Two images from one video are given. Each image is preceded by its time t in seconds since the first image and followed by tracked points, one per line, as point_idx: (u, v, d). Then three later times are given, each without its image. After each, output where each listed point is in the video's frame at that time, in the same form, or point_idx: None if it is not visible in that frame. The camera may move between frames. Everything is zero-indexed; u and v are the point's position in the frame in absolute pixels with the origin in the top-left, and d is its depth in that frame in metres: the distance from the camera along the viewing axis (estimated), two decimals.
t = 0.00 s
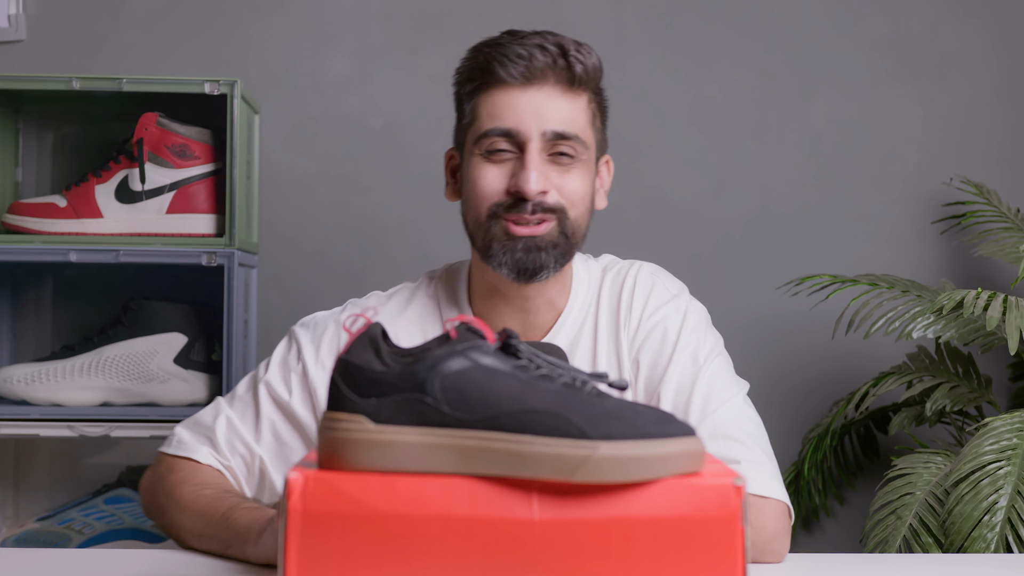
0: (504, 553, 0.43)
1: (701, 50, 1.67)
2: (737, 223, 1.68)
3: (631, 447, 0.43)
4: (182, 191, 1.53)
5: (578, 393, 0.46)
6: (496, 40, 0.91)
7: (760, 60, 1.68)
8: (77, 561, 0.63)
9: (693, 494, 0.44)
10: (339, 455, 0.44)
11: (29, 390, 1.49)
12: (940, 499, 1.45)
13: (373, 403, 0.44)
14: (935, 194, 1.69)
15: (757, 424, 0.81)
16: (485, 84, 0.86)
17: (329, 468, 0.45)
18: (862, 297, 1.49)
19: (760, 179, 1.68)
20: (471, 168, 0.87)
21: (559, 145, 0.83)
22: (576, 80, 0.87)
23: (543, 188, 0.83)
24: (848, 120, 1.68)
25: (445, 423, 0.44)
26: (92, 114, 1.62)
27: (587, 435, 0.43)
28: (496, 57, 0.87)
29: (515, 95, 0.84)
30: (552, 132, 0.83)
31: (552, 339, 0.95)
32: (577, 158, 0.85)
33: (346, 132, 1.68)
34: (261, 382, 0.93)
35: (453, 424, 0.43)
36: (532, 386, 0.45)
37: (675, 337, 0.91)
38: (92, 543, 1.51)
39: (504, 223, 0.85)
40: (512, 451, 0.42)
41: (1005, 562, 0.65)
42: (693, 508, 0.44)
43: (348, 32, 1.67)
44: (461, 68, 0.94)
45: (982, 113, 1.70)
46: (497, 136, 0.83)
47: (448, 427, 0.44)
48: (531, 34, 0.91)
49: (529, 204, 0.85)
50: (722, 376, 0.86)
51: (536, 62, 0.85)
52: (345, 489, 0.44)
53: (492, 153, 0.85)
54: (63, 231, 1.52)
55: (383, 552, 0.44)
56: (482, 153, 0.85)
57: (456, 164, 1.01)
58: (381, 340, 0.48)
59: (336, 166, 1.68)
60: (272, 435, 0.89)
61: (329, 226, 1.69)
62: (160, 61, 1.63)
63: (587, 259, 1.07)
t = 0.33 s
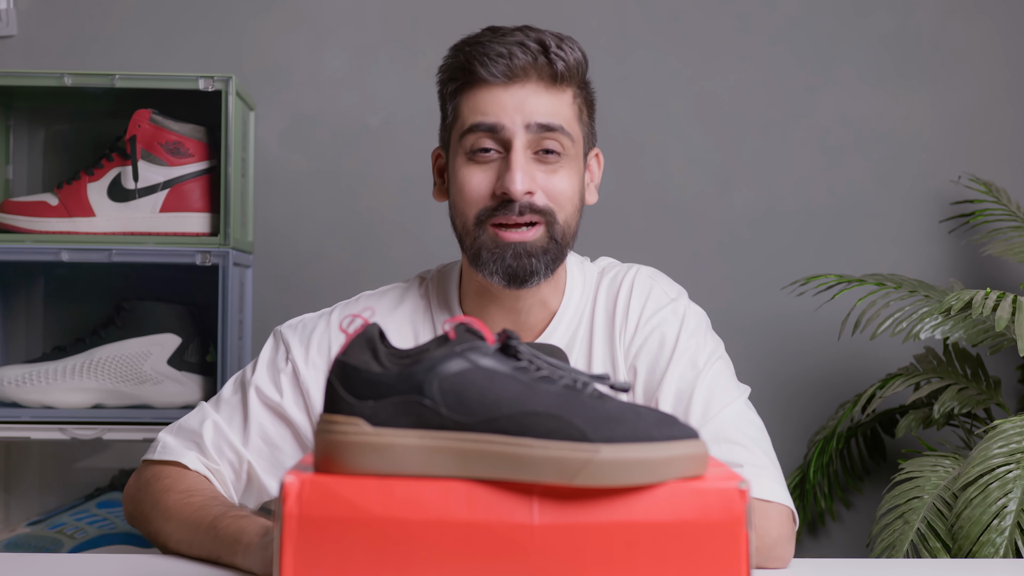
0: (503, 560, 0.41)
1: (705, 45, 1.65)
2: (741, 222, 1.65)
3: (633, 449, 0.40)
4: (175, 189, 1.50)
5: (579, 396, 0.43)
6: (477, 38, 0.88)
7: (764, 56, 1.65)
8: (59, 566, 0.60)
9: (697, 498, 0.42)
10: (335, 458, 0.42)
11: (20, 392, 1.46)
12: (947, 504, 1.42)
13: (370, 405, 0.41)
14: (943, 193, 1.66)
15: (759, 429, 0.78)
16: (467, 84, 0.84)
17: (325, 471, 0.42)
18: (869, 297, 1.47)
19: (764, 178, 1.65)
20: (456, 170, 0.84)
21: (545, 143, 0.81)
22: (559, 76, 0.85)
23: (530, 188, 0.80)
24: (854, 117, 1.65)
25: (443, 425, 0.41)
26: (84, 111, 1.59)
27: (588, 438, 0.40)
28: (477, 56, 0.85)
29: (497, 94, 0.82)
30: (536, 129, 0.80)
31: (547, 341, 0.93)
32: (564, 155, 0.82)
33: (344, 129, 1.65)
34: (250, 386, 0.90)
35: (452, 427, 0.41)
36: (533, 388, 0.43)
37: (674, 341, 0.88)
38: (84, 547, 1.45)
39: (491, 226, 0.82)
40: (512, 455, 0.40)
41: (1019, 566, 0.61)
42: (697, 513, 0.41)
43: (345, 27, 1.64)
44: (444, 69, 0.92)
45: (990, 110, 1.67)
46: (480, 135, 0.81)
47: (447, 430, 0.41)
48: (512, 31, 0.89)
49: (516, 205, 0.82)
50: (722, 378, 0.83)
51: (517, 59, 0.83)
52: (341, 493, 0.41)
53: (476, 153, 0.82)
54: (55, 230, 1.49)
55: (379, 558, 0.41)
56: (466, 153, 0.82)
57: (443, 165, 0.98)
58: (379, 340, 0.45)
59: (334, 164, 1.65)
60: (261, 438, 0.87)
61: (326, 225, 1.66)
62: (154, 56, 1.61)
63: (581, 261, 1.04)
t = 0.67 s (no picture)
0: (503, 566, 0.39)
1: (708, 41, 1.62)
2: (745, 221, 1.62)
3: (635, 453, 0.39)
4: (170, 188, 1.48)
5: (580, 397, 0.41)
6: (484, 34, 0.86)
7: (768, 52, 1.62)
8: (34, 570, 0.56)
9: (700, 502, 0.40)
10: (331, 460, 0.40)
11: (10, 394, 1.44)
12: (956, 508, 1.40)
13: (368, 408, 0.39)
14: (952, 190, 1.64)
15: (767, 437, 0.75)
16: (472, 81, 0.81)
17: (321, 474, 0.41)
18: (875, 297, 1.44)
19: (768, 176, 1.62)
20: (460, 169, 0.81)
21: (552, 143, 0.78)
22: (567, 74, 0.82)
23: (536, 189, 0.78)
24: (860, 114, 1.63)
25: (442, 428, 0.39)
26: (76, 107, 1.56)
27: (589, 441, 0.39)
28: (484, 53, 0.82)
29: (504, 92, 0.79)
30: (543, 129, 0.77)
31: (550, 343, 0.90)
32: (571, 155, 0.80)
33: (342, 127, 1.62)
34: (249, 387, 0.87)
35: (452, 430, 0.39)
36: (533, 389, 0.41)
37: (681, 342, 0.85)
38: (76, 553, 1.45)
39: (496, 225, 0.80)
40: (512, 458, 0.38)
41: None
42: (700, 517, 0.40)
43: (342, 23, 1.61)
44: (449, 64, 0.89)
45: (998, 106, 1.65)
46: (485, 134, 0.78)
47: (446, 432, 0.39)
48: (520, 27, 0.86)
49: (522, 205, 0.79)
50: (728, 382, 0.81)
51: (523, 57, 0.80)
52: (338, 496, 0.40)
53: (482, 152, 0.79)
54: (47, 229, 1.47)
55: (376, 564, 0.40)
56: (471, 152, 0.79)
57: (447, 160, 0.96)
58: (376, 341, 0.43)
59: (331, 162, 1.62)
60: (260, 440, 0.84)
61: (323, 225, 1.63)
62: (147, 52, 1.58)
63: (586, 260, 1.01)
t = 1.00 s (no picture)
0: (507, 515, 0.54)
1: (677, 80, 1.92)
2: (707, 231, 1.92)
3: (617, 426, 0.53)
4: (226, 205, 1.76)
5: (570, 381, 0.56)
6: (513, 88, 1.10)
7: (727, 89, 1.92)
8: (132, 526, 0.75)
9: (670, 467, 0.55)
10: (362, 433, 0.55)
11: (93, 376, 1.71)
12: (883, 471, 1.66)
13: (393, 388, 0.55)
14: (881, 206, 1.93)
15: (713, 406, 1.03)
16: (502, 124, 1.06)
17: (354, 444, 0.56)
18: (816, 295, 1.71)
19: (727, 193, 1.92)
20: (484, 196, 1.06)
21: (562, 182, 1.03)
22: (580, 127, 1.06)
23: (548, 218, 1.03)
24: (804, 142, 1.93)
25: (455, 405, 0.55)
26: (146, 136, 1.87)
27: (577, 416, 0.53)
28: (513, 103, 1.06)
29: (527, 136, 1.03)
30: (557, 170, 1.02)
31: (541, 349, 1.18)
32: (576, 193, 1.05)
33: (368, 153, 1.91)
34: (282, 384, 1.08)
35: (462, 406, 0.55)
36: (529, 372, 0.56)
37: (640, 343, 1.14)
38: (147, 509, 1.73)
39: (511, 245, 1.05)
40: (510, 430, 0.53)
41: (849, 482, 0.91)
42: (669, 479, 0.55)
43: (369, 65, 1.91)
44: (480, 111, 1.13)
45: (919, 136, 1.96)
46: (508, 170, 1.03)
47: (457, 408, 0.55)
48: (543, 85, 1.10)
49: (535, 229, 1.04)
50: (682, 371, 1.10)
51: (548, 108, 1.05)
52: (367, 462, 0.55)
53: (504, 184, 1.04)
54: (121, 239, 1.73)
55: (402, 515, 0.55)
56: (496, 183, 1.05)
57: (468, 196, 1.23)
58: (398, 333, 0.60)
59: (358, 181, 1.92)
60: (290, 426, 1.06)
61: (350, 234, 1.92)
62: (205, 90, 1.88)
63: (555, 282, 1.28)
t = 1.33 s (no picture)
0: (506, 514, 0.54)
1: (677, 80, 1.92)
2: (707, 231, 1.92)
3: (616, 426, 0.53)
4: (226, 205, 1.76)
5: (569, 381, 0.56)
6: (494, 87, 1.10)
7: (727, 89, 1.92)
8: (139, 525, 0.76)
9: (669, 467, 0.55)
10: (362, 433, 0.55)
11: (93, 375, 1.71)
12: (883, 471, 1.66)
13: (393, 388, 0.55)
14: (881, 206, 1.93)
15: (708, 405, 1.04)
16: (484, 123, 1.05)
17: (354, 445, 0.56)
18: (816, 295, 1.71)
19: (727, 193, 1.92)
20: (468, 195, 1.06)
21: (545, 180, 1.03)
22: (562, 124, 1.06)
23: (532, 216, 1.03)
24: (804, 142, 1.93)
25: (454, 405, 0.55)
26: (147, 136, 1.87)
27: (577, 416, 0.53)
28: (495, 102, 1.06)
29: (509, 134, 1.03)
30: (540, 168, 1.02)
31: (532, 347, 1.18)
32: (559, 191, 1.04)
33: (368, 152, 1.91)
34: (267, 388, 1.08)
35: (462, 406, 0.55)
36: (529, 372, 0.56)
37: (633, 344, 1.14)
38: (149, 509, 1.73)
39: (496, 243, 1.05)
40: (510, 430, 0.53)
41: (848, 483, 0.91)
42: (669, 479, 0.55)
43: (369, 64, 1.91)
44: (462, 111, 1.13)
45: (919, 136, 1.96)
46: (491, 169, 1.03)
47: (457, 408, 0.55)
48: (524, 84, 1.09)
49: (519, 228, 1.04)
50: (674, 372, 1.11)
51: (529, 107, 1.05)
52: (367, 462, 0.55)
53: (488, 183, 1.04)
54: (121, 239, 1.73)
55: (404, 515, 0.55)
56: (479, 182, 1.04)
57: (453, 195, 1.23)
58: (398, 333, 0.60)
59: (357, 181, 1.92)
60: (277, 430, 1.05)
61: (350, 234, 1.92)
62: (206, 90, 1.88)
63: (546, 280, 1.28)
